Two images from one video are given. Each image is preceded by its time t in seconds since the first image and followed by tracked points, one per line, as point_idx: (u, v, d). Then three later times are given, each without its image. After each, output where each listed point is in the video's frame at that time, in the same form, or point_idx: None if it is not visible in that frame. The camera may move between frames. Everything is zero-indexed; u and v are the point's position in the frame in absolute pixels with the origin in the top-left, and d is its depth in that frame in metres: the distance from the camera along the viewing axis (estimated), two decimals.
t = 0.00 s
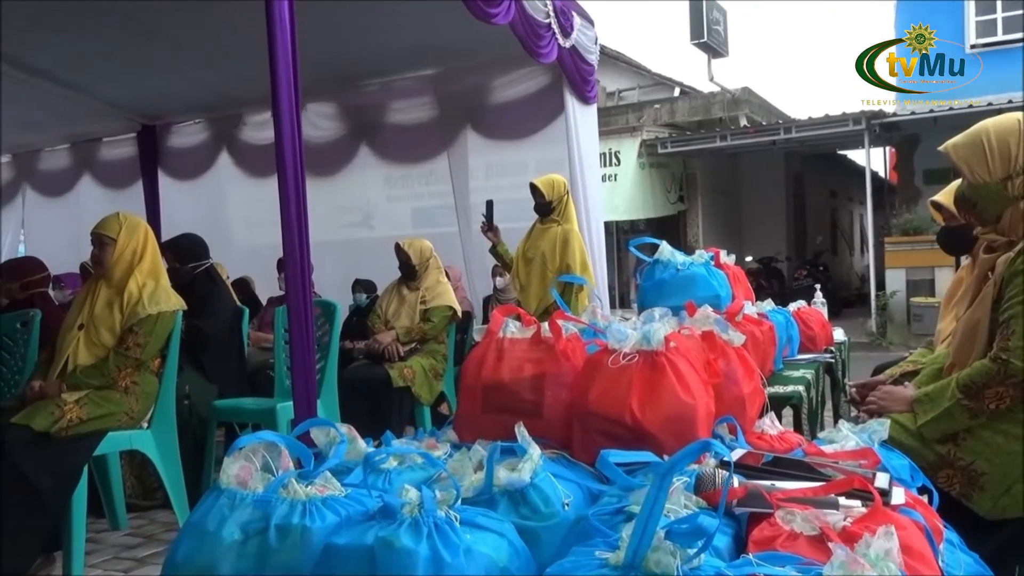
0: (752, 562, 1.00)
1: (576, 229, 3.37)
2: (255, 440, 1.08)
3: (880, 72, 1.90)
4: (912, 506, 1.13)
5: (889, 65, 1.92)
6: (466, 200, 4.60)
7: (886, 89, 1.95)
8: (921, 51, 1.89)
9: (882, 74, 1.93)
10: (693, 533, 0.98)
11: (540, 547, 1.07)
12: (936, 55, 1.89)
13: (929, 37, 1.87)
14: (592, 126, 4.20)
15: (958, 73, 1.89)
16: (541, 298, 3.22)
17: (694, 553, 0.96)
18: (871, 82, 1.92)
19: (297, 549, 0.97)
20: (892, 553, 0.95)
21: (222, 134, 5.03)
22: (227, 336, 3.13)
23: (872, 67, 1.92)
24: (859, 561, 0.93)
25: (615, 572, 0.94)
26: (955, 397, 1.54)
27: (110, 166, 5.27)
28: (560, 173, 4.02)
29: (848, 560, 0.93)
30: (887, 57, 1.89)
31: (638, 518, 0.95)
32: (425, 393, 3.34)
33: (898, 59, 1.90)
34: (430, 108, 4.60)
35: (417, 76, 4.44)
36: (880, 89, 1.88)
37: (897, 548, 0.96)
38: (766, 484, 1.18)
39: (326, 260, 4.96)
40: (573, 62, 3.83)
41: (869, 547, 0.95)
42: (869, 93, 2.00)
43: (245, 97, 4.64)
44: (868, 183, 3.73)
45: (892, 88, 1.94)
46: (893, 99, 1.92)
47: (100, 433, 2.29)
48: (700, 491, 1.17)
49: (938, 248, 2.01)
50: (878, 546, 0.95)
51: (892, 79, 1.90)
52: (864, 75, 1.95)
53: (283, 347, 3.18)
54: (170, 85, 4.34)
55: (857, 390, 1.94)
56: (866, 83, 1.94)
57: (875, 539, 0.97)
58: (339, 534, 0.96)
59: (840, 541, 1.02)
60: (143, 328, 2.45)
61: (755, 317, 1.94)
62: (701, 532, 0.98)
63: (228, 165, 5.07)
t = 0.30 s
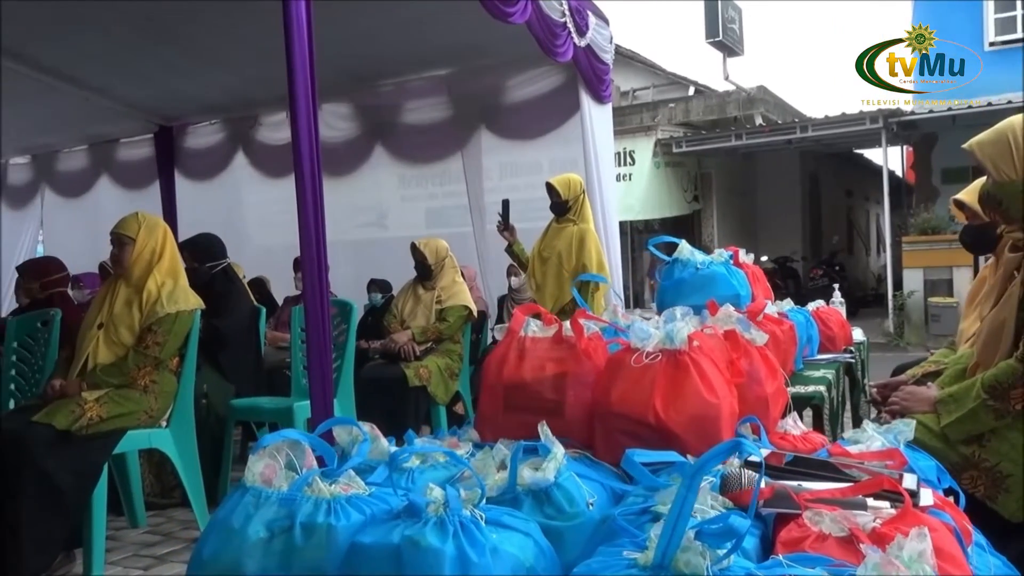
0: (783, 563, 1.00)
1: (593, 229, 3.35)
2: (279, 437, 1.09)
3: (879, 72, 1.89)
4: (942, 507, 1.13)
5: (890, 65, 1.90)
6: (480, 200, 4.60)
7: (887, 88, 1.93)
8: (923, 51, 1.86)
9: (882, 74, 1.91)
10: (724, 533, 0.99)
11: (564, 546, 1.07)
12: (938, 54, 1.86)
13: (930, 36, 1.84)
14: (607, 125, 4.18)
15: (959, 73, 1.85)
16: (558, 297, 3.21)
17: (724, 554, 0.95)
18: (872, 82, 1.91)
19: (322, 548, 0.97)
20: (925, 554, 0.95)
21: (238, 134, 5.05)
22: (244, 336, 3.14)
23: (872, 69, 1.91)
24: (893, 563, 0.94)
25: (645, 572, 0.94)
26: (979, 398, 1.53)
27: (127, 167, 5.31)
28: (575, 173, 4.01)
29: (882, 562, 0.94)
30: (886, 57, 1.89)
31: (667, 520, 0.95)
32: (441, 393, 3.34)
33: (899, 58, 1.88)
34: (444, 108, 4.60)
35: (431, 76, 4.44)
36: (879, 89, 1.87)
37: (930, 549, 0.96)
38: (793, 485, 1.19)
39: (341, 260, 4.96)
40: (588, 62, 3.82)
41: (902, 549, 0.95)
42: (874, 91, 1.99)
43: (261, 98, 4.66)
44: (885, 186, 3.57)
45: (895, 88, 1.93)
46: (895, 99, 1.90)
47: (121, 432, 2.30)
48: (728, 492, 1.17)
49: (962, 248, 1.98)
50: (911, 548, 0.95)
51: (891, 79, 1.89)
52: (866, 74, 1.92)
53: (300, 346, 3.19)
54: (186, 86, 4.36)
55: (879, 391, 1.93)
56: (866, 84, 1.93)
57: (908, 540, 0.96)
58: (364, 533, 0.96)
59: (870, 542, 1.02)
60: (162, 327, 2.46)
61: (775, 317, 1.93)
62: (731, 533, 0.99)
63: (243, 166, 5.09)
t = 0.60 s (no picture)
0: (815, 566, 1.04)
1: (610, 228, 3.33)
2: (303, 438, 1.12)
3: (879, 72, 2.04)
4: (973, 510, 1.18)
5: (889, 65, 2.06)
6: (497, 200, 4.59)
7: (887, 87, 2.10)
8: (922, 52, 2.02)
9: (883, 74, 2.07)
10: (758, 538, 1.02)
11: (589, 547, 1.10)
12: (935, 56, 2.02)
13: (929, 37, 2.00)
14: (623, 124, 4.17)
15: (955, 72, 2.01)
16: (574, 297, 3.19)
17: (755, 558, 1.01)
18: (872, 81, 2.06)
19: (348, 548, 1.01)
20: (961, 558, 0.99)
21: (254, 135, 5.07)
22: (261, 336, 3.15)
23: (872, 69, 2.06)
24: (930, 566, 0.97)
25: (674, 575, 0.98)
26: (1007, 399, 1.49)
27: (145, 168, 5.35)
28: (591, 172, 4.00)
29: (920, 567, 0.97)
30: (886, 57, 2.04)
31: (697, 524, 0.99)
32: (457, 392, 3.34)
33: (899, 58, 2.04)
34: (459, 108, 4.60)
35: (446, 76, 4.44)
36: (879, 88, 2.01)
37: (966, 553, 1.00)
38: (823, 487, 1.22)
39: (356, 260, 4.96)
40: (603, 61, 3.81)
41: (938, 553, 0.99)
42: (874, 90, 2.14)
43: (276, 99, 4.67)
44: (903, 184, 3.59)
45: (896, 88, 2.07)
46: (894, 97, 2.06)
47: (140, 432, 2.32)
48: (756, 494, 1.22)
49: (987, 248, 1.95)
50: (947, 552, 0.98)
51: (890, 78, 2.04)
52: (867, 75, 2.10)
53: (317, 345, 3.19)
54: (201, 87, 4.38)
55: (900, 392, 1.92)
56: (867, 84, 2.07)
57: (945, 545, 1.00)
58: (390, 534, 1.01)
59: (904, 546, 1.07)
60: (181, 327, 2.47)
61: (797, 317, 1.91)
62: (766, 537, 1.02)
63: (259, 166, 5.11)
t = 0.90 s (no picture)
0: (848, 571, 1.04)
1: (628, 228, 3.31)
2: (327, 438, 1.14)
3: (880, 72, 2.03)
4: (1008, 514, 1.18)
5: (889, 64, 2.05)
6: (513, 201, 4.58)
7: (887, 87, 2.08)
8: (922, 51, 2.01)
9: (883, 73, 2.06)
10: (794, 541, 1.04)
11: (616, 549, 1.13)
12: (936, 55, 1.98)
13: (929, 37, 1.98)
14: (641, 124, 4.15)
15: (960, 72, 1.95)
16: (592, 298, 3.17)
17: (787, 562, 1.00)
18: (871, 82, 2.05)
19: (372, 548, 1.02)
20: (1000, 563, 1.00)
21: (272, 136, 5.09)
22: (280, 335, 3.16)
23: (872, 68, 2.05)
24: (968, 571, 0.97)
25: None
26: None
27: (164, 169, 5.38)
28: (608, 172, 3.98)
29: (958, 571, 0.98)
30: (886, 57, 2.02)
31: (729, 525, 1.00)
32: (475, 392, 3.34)
33: (899, 58, 2.03)
34: (476, 108, 4.59)
35: (463, 76, 4.44)
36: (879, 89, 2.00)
37: (1004, 559, 1.01)
38: (854, 490, 1.23)
39: (373, 260, 4.97)
40: (620, 60, 3.79)
41: (976, 557, 1.00)
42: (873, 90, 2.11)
43: (294, 100, 4.69)
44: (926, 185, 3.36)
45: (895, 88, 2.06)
46: (894, 98, 2.04)
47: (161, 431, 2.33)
48: (787, 496, 1.24)
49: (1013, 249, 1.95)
50: (985, 557, 1.00)
51: (890, 78, 2.02)
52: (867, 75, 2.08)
53: (336, 345, 3.20)
54: (220, 88, 4.41)
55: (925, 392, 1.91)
56: (867, 83, 2.06)
57: (983, 550, 1.01)
58: (416, 535, 1.03)
59: (940, 550, 1.06)
60: (202, 326, 2.49)
61: (820, 317, 1.90)
62: (803, 541, 1.04)
63: (277, 167, 5.13)
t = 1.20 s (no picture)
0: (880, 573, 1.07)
1: (643, 227, 3.29)
2: (348, 436, 1.15)
3: (879, 72, 1.97)
4: None
5: (889, 65, 1.98)
6: (527, 199, 4.57)
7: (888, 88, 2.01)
8: (921, 51, 1.94)
9: (882, 74, 1.99)
10: (824, 544, 1.06)
11: (638, 549, 1.15)
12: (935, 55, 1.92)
13: (929, 37, 1.91)
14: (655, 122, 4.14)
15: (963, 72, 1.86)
16: (607, 297, 3.16)
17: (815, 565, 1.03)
18: (871, 82, 1.98)
19: (394, 548, 1.03)
20: None
21: (286, 135, 5.11)
22: (296, 333, 3.17)
23: (872, 69, 1.99)
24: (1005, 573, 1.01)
25: None
26: None
27: (180, 169, 5.41)
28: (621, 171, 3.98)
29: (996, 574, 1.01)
30: (886, 57, 1.97)
31: (757, 528, 1.03)
32: (489, 391, 3.34)
33: (898, 58, 1.96)
34: (490, 107, 4.59)
35: (476, 75, 4.44)
36: (878, 88, 1.93)
37: None
38: (879, 492, 1.26)
39: (386, 260, 4.96)
40: (634, 58, 3.78)
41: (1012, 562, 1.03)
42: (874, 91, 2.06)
43: (307, 99, 4.70)
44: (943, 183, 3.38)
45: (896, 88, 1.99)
46: (894, 98, 1.97)
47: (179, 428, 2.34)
48: (811, 497, 1.25)
49: None
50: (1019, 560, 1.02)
51: (890, 78, 1.96)
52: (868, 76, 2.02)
53: (350, 344, 3.21)
54: (234, 88, 4.43)
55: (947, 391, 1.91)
56: (867, 84, 2.00)
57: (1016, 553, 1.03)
58: (439, 534, 1.05)
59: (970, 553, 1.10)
60: (218, 325, 2.49)
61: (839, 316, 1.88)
62: (831, 544, 1.06)
63: (291, 166, 5.14)
